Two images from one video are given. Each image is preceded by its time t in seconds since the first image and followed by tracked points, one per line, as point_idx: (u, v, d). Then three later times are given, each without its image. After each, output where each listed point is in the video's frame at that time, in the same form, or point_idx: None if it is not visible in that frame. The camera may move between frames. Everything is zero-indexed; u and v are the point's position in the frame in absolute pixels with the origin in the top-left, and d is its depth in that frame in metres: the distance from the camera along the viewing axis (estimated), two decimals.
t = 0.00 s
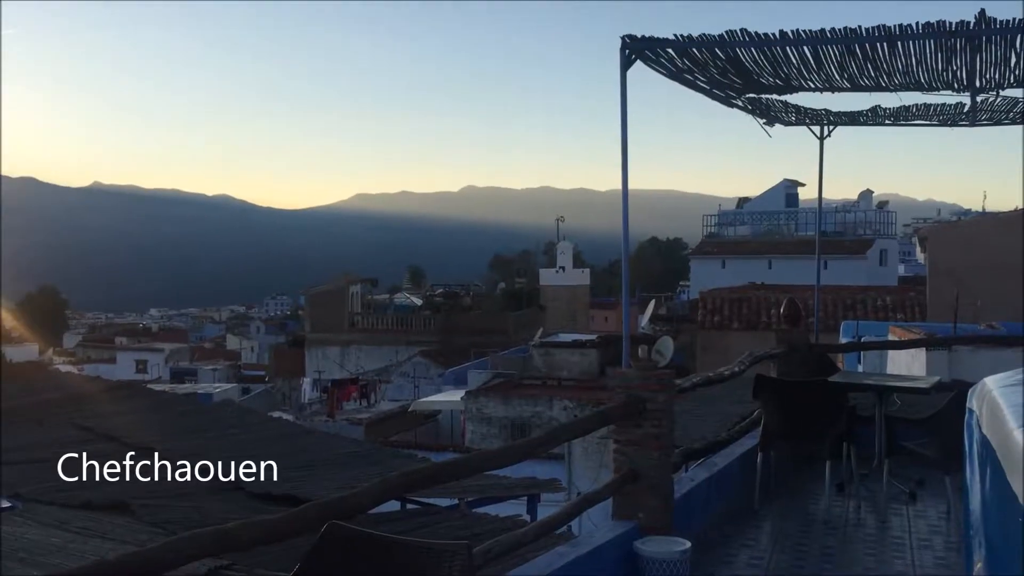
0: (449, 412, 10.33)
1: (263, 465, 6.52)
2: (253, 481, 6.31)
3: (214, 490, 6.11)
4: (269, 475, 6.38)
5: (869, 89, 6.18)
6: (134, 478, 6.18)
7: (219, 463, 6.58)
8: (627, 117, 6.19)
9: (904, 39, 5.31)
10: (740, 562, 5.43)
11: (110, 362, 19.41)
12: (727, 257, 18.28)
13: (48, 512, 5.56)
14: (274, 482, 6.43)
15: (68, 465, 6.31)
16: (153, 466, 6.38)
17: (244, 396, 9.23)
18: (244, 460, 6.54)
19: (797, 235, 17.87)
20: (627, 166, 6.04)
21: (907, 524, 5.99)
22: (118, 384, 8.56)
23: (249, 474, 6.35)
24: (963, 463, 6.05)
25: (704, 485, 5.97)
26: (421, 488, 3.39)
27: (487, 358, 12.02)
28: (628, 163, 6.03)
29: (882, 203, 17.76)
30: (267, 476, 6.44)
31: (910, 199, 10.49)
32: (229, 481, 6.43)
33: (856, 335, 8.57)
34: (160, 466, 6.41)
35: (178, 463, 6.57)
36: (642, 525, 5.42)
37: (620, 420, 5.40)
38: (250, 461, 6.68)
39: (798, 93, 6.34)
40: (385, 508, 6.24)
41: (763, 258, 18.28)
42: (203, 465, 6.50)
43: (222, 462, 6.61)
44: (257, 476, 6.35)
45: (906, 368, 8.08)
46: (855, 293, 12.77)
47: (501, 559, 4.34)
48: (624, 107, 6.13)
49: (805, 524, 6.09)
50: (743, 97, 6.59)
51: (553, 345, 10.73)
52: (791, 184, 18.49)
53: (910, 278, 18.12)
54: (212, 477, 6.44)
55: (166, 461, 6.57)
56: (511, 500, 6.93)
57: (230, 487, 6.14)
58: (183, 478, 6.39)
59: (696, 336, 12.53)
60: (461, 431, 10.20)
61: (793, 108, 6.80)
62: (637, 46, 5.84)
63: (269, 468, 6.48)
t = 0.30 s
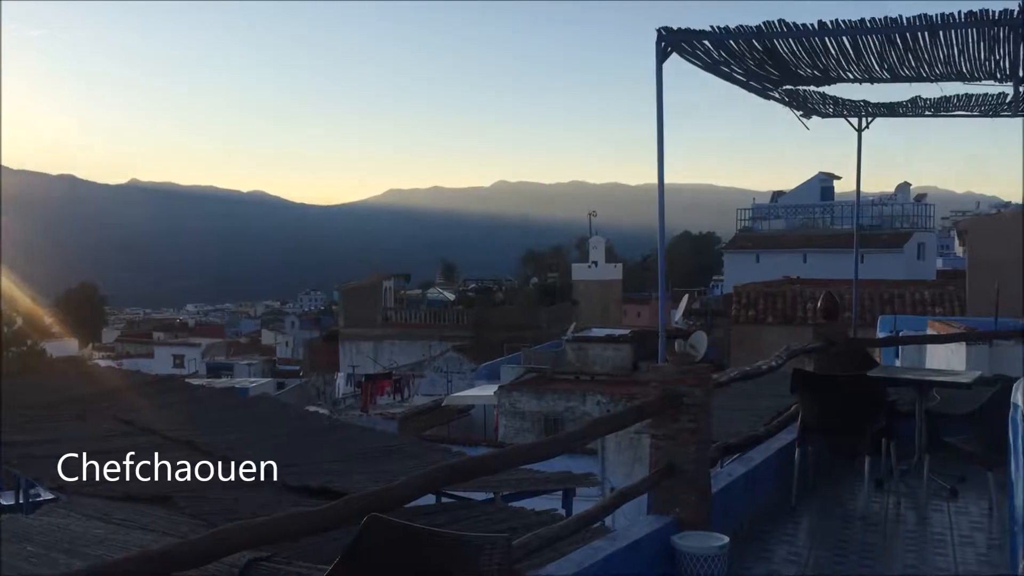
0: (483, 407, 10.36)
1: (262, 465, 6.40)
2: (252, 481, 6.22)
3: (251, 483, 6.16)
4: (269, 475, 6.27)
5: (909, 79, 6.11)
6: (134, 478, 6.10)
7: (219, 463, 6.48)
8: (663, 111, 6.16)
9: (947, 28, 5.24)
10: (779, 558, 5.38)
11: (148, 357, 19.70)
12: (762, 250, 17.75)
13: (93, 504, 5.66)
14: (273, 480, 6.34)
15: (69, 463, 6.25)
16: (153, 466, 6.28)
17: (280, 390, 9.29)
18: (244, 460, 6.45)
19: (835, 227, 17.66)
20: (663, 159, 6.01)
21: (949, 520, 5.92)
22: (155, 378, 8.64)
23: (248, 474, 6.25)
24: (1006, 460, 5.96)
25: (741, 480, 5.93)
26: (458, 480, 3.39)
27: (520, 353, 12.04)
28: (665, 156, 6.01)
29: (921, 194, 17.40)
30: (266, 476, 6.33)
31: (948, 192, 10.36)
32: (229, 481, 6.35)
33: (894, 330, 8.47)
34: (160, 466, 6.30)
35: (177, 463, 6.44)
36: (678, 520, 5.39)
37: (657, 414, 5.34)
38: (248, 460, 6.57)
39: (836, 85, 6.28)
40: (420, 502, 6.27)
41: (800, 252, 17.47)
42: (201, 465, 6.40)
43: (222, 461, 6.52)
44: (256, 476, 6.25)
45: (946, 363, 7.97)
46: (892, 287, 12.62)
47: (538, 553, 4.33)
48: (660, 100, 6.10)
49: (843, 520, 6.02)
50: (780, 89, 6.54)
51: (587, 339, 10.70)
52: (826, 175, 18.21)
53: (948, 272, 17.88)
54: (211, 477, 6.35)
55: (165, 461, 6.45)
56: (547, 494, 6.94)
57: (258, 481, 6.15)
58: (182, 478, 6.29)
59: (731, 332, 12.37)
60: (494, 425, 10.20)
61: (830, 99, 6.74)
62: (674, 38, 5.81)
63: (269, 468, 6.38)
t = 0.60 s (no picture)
0: (516, 407, 10.38)
1: (261, 464, 6.42)
2: (255, 480, 6.22)
3: (289, 481, 6.19)
4: (269, 475, 6.26)
5: (951, 76, 6.04)
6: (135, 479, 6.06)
7: (218, 463, 6.44)
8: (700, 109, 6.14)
9: (991, 24, 5.16)
10: (818, 560, 5.33)
11: (187, 356, 19.99)
12: (797, 249, 17.41)
13: (134, 502, 5.73)
14: (274, 479, 6.36)
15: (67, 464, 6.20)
16: (153, 466, 6.23)
17: (315, 389, 9.34)
18: (243, 459, 6.45)
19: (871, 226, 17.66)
20: (701, 158, 5.98)
21: (991, 523, 5.83)
22: (194, 377, 8.74)
23: (248, 474, 6.24)
24: None
25: (778, 481, 5.88)
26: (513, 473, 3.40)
27: (554, 353, 12.04)
28: (702, 155, 5.98)
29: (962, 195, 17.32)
30: (266, 475, 6.34)
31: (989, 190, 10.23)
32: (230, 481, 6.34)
33: (934, 330, 8.36)
34: (159, 466, 6.25)
35: (177, 463, 6.40)
36: (717, 521, 5.34)
37: (694, 414, 5.31)
38: (249, 459, 6.55)
39: (875, 82, 6.22)
40: (456, 501, 6.28)
41: (834, 252, 17.11)
42: (200, 465, 6.34)
43: (223, 461, 6.49)
44: (256, 476, 6.25)
45: (986, 364, 7.86)
46: (930, 287, 12.46)
47: (576, 553, 4.29)
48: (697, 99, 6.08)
49: (884, 522, 5.95)
50: (818, 87, 6.49)
51: (620, 339, 10.67)
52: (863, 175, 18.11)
53: (988, 271, 17.66)
54: (211, 476, 6.33)
55: (165, 461, 6.41)
56: (583, 494, 6.93)
57: (256, 481, 6.14)
58: (183, 477, 6.24)
59: (766, 331, 12.23)
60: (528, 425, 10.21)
61: (870, 97, 6.68)
62: (711, 36, 5.79)
63: (267, 468, 6.35)
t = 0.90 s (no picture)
0: (549, 412, 10.39)
1: (262, 464, 6.47)
2: (255, 480, 6.27)
3: (324, 485, 6.23)
4: (269, 475, 6.32)
5: (993, 79, 5.97)
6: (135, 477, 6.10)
7: (219, 463, 6.51)
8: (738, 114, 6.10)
9: None
10: (858, 569, 5.26)
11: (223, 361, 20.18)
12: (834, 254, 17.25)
13: (173, 503, 5.80)
14: (274, 480, 6.40)
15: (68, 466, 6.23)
16: (153, 466, 6.27)
17: (350, 393, 9.41)
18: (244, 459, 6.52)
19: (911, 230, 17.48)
20: (739, 163, 5.94)
21: None
22: (232, 380, 8.83)
23: (248, 474, 6.30)
24: None
25: (817, 488, 5.82)
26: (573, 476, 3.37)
27: (588, 357, 12.02)
28: (740, 160, 5.95)
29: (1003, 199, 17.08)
30: (266, 475, 6.38)
31: None
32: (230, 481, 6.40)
33: (975, 337, 8.24)
34: (160, 466, 6.29)
35: (178, 463, 6.46)
36: (755, 528, 5.29)
37: (731, 421, 5.29)
38: (249, 460, 6.61)
39: (916, 86, 6.16)
40: (491, 506, 6.28)
41: (873, 257, 16.90)
42: (201, 465, 6.41)
43: (222, 461, 6.55)
44: (256, 475, 6.31)
45: None
46: (971, 293, 12.28)
47: (613, 559, 4.27)
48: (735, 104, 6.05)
49: (924, 531, 5.87)
50: (857, 91, 6.44)
51: (654, 345, 10.64)
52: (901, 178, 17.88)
53: None
54: (212, 476, 6.39)
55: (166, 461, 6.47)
56: (618, 500, 6.92)
57: (255, 481, 6.20)
58: (183, 477, 6.29)
59: (803, 337, 12.12)
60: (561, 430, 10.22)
61: (909, 101, 6.61)
62: (749, 40, 5.76)
63: (268, 469, 6.42)
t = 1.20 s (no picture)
0: (581, 417, 10.38)
1: (263, 464, 6.53)
2: (255, 480, 6.33)
3: (358, 488, 6.26)
4: (270, 476, 6.38)
5: None
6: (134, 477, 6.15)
7: (219, 463, 6.58)
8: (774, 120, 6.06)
9: None
10: None
11: (257, 365, 20.32)
12: (870, 260, 17.09)
13: (209, 505, 5.86)
14: (275, 480, 6.46)
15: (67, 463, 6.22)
16: (154, 466, 6.30)
17: (382, 397, 9.44)
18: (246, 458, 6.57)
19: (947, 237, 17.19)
20: (774, 168, 5.90)
21: None
22: (267, 384, 8.90)
23: (250, 474, 6.35)
24: None
25: (854, 496, 5.77)
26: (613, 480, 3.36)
27: (621, 363, 11.99)
28: (775, 165, 5.93)
29: None
30: (266, 475, 6.44)
31: None
32: (231, 481, 6.45)
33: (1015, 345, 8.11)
34: (160, 466, 6.33)
35: (177, 463, 6.52)
36: (791, 537, 5.23)
37: (767, 428, 5.25)
38: (249, 460, 6.67)
39: (955, 90, 6.10)
40: (525, 511, 6.27)
41: (910, 263, 16.71)
42: (201, 465, 6.47)
43: (223, 462, 6.62)
44: (258, 476, 6.37)
45: None
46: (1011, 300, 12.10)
47: (649, 565, 4.26)
48: (771, 110, 6.01)
49: (964, 540, 5.78)
50: (894, 95, 6.37)
51: (687, 351, 10.58)
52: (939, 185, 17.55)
53: None
54: (213, 476, 6.44)
55: (165, 461, 6.51)
56: (652, 506, 6.91)
57: (256, 481, 6.27)
58: (183, 477, 6.34)
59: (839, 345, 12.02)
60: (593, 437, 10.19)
61: (949, 105, 6.54)
62: (785, 46, 5.73)
63: (268, 469, 6.49)
